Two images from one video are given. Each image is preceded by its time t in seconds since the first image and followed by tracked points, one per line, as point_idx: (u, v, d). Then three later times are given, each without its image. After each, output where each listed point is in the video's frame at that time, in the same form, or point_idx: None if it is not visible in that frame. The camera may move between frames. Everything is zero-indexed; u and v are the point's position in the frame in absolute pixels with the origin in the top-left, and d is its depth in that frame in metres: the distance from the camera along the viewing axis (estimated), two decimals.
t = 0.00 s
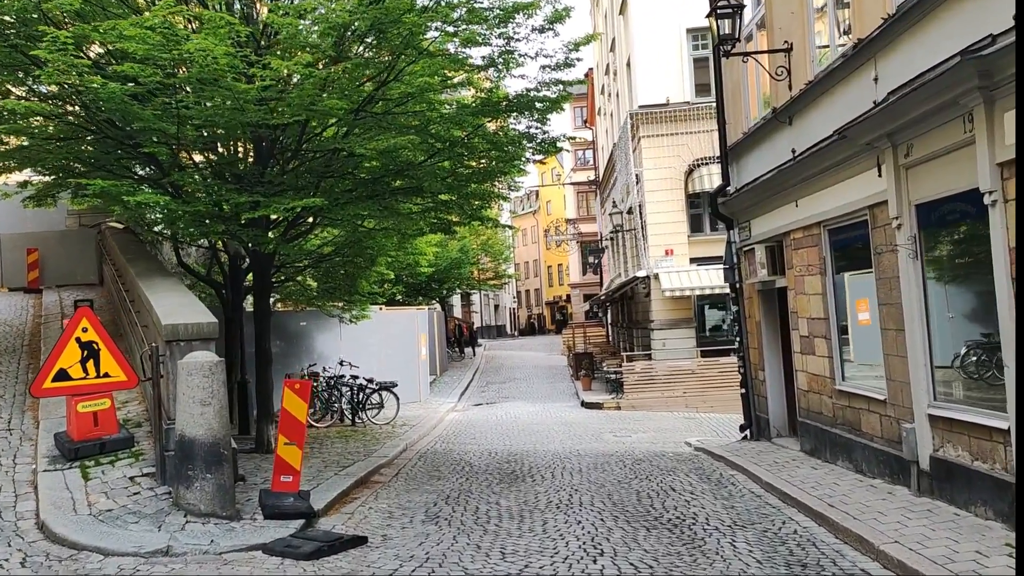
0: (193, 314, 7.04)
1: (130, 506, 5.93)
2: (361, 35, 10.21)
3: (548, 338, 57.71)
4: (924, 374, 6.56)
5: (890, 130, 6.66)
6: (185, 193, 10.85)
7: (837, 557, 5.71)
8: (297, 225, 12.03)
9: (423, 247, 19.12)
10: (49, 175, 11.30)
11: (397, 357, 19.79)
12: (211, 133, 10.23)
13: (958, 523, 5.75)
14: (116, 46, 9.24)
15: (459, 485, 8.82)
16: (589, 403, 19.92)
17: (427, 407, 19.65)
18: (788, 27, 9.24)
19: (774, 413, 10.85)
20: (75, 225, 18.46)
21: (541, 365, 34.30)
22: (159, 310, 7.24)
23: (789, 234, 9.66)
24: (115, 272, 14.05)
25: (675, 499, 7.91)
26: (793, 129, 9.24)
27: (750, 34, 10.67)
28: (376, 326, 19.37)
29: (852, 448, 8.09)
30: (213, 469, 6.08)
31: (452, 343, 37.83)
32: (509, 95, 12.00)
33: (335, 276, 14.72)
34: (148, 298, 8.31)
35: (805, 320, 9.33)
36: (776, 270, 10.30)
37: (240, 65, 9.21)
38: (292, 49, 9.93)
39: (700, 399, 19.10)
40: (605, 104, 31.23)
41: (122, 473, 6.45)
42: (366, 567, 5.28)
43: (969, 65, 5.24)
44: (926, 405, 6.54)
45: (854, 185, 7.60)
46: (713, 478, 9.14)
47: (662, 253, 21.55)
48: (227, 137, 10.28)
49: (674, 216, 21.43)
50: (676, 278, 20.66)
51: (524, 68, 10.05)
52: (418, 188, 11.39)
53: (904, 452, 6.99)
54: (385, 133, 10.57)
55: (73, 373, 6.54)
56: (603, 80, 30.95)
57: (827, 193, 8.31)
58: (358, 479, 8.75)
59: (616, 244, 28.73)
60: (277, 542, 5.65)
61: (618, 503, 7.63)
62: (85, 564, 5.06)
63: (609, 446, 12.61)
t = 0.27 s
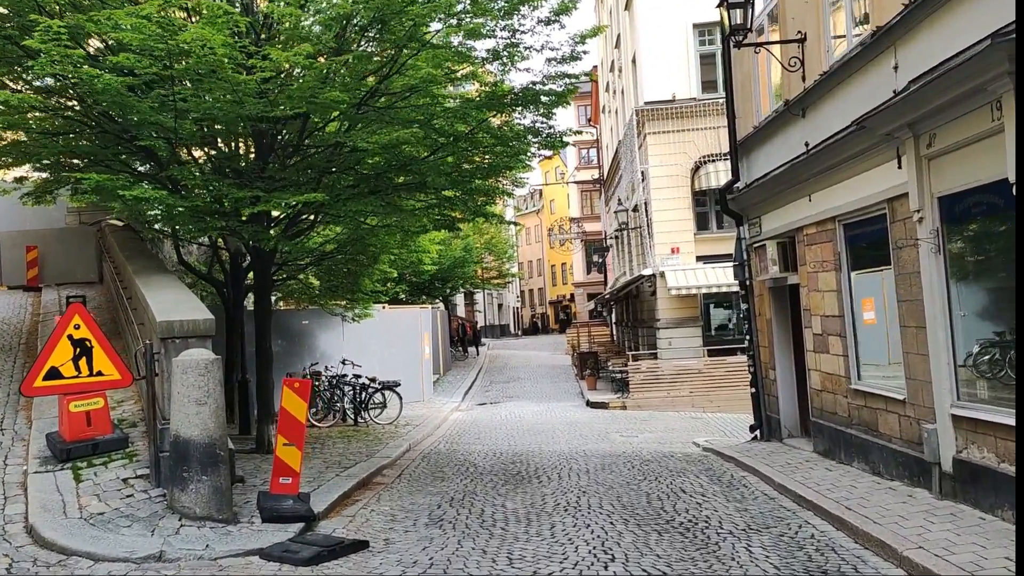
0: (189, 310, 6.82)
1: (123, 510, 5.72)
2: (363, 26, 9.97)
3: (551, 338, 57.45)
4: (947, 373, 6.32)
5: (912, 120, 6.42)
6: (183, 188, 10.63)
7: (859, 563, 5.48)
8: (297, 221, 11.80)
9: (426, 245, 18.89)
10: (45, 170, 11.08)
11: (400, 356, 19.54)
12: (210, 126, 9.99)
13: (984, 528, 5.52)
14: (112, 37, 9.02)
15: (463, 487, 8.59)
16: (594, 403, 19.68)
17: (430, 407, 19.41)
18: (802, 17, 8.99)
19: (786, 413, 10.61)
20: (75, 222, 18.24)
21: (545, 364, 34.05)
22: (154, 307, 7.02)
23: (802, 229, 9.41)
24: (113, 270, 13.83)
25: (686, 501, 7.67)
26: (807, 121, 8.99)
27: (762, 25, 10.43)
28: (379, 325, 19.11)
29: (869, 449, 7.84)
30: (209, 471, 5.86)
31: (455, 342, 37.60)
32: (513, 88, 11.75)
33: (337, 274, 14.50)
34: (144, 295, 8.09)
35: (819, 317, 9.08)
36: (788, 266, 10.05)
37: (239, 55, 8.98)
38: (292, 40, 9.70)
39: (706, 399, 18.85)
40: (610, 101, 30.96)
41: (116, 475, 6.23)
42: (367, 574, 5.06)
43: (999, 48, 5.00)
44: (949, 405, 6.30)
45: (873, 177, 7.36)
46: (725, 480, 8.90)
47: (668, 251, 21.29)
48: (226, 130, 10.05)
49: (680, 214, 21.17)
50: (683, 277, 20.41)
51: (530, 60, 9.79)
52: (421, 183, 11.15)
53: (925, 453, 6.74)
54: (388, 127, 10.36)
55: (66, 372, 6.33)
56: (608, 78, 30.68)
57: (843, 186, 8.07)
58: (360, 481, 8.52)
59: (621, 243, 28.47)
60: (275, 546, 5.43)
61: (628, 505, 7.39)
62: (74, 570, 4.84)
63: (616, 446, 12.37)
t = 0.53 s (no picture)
0: (187, 309, 6.63)
1: (118, 515, 5.53)
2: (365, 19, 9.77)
3: (555, 337, 57.23)
4: (969, 374, 6.12)
5: (933, 112, 6.22)
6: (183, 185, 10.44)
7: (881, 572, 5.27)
8: (299, 218, 11.61)
9: (430, 244, 18.69)
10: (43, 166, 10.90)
11: (403, 356, 19.33)
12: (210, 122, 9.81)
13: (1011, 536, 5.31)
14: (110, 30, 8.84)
15: (468, 490, 8.40)
16: (600, 404, 19.48)
17: (434, 407, 19.21)
18: (815, 8, 8.78)
19: (797, 415, 10.40)
20: (75, 221, 18.05)
21: (548, 364, 33.84)
22: (152, 306, 6.83)
23: (814, 226, 9.20)
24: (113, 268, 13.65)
25: (698, 505, 7.47)
26: (821, 115, 8.78)
27: (773, 18, 10.21)
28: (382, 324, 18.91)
29: (886, 452, 7.63)
30: (207, 476, 5.67)
31: (458, 342, 37.41)
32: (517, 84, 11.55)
33: (340, 273, 14.31)
34: (142, 294, 7.90)
35: (832, 317, 8.87)
36: (800, 265, 9.83)
37: (239, 48, 8.79)
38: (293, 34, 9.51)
39: (713, 399, 18.64)
40: (614, 99, 30.74)
41: (111, 480, 6.05)
42: None
43: None
44: (972, 408, 6.09)
45: (892, 172, 7.16)
46: (736, 483, 8.69)
47: (674, 250, 21.08)
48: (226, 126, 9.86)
49: (686, 213, 20.96)
50: (689, 277, 20.21)
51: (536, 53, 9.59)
52: (425, 180, 10.96)
53: (946, 456, 6.53)
54: (391, 122, 10.16)
55: (60, 373, 6.14)
56: (612, 76, 30.48)
57: (859, 181, 7.86)
58: (363, 484, 8.32)
59: (625, 241, 28.24)
60: (275, 554, 5.24)
61: (638, 510, 7.19)
62: None
63: (623, 448, 12.16)
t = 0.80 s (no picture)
0: (186, 315, 6.43)
1: (112, 529, 5.32)
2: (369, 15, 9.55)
3: (558, 338, 57.00)
4: (996, 381, 5.89)
5: (957, 110, 6.00)
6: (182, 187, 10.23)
7: None
8: (301, 219, 11.41)
9: (433, 245, 18.47)
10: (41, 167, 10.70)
11: (407, 358, 19.09)
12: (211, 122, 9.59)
13: None
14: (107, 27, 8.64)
15: (474, 498, 8.18)
16: (606, 406, 19.26)
17: (438, 410, 18.97)
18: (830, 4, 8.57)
19: (809, 419, 10.17)
20: (75, 222, 17.85)
21: (552, 365, 33.62)
22: (149, 311, 6.64)
23: (829, 227, 8.98)
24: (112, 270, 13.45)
25: (712, 515, 7.25)
26: (836, 113, 8.56)
27: (785, 15, 10.00)
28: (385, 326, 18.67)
29: (906, 461, 7.40)
30: (206, 487, 5.46)
31: (461, 343, 37.20)
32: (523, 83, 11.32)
33: (343, 275, 14.10)
34: (140, 297, 7.70)
35: (847, 320, 8.64)
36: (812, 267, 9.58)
37: (239, 46, 8.59)
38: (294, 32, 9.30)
39: (720, 402, 18.40)
40: (618, 99, 30.52)
41: (106, 491, 5.84)
42: None
43: None
44: (999, 416, 5.86)
45: (914, 171, 6.93)
46: (750, 490, 8.46)
47: (680, 251, 20.85)
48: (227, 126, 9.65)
49: (692, 212, 20.74)
50: (696, 277, 19.98)
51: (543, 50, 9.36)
52: (429, 181, 10.74)
53: (971, 467, 6.30)
54: (395, 121, 9.95)
55: (55, 379, 5.94)
56: (616, 75, 30.24)
57: (878, 181, 7.64)
58: (367, 493, 8.10)
59: (630, 242, 28.00)
60: (277, 569, 5.03)
61: (651, 521, 6.97)
62: None
63: (631, 453, 11.93)
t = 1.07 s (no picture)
0: (184, 311, 6.22)
1: (105, 533, 5.11)
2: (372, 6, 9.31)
3: (562, 338, 56.74)
4: None
5: (985, 99, 5.77)
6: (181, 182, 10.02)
7: None
8: (304, 215, 11.19)
9: (438, 243, 18.24)
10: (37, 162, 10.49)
11: (410, 358, 18.86)
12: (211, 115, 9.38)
13: None
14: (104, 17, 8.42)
15: (481, 501, 7.95)
16: (612, 406, 19.03)
17: (442, 410, 18.75)
18: None
19: (823, 420, 9.93)
20: (75, 220, 17.65)
21: (557, 365, 33.39)
22: (146, 308, 6.43)
23: (844, 222, 8.74)
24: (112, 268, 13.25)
25: (727, 518, 7.03)
26: (853, 105, 8.32)
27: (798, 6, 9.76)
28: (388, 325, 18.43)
29: (927, 463, 7.17)
30: (203, 490, 5.24)
31: (465, 343, 36.98)
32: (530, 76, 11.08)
33: (346, 273, 13.88)
34: (137, 294, 7.49)
35: (864, 318, 8.40)
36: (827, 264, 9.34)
37: (239, 36, 8.36)
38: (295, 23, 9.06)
39: (728, 402, 18.17)
40: (623, 97, 30.26)
41: (101, 494, 5.64)
42: None
43: None
44: None
45: (939, 163, 6.70)
46: (764, 493, 8.23)
47: (687, 249, 20.60)
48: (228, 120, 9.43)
49: (699, 210, 20.50)
50: (703, 276, 19.74)
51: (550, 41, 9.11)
52: (434, 176, 10.50)
53: (999, 470, 6.06)
54: (400, 115, 9.72)
55: (47, 378, 5.74)
56: (622, 72, 29.95)
57: (898, 174, 7.40)
58: (371, 495, 7.88)
59: (636, 240, 27.74)
60: None
61: (664, 524, 6.74)
62: None
63: (639, 454, 11.70)
